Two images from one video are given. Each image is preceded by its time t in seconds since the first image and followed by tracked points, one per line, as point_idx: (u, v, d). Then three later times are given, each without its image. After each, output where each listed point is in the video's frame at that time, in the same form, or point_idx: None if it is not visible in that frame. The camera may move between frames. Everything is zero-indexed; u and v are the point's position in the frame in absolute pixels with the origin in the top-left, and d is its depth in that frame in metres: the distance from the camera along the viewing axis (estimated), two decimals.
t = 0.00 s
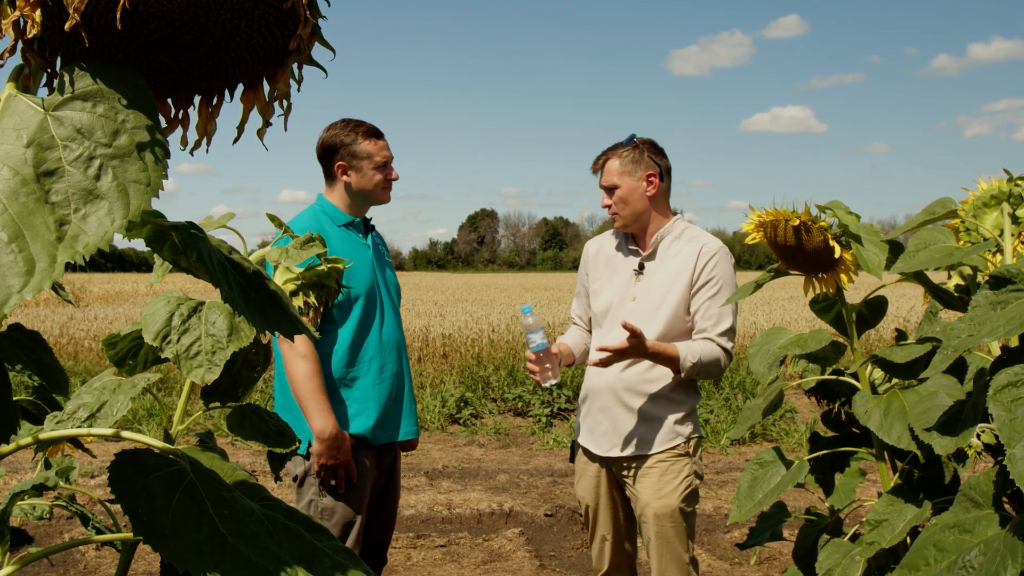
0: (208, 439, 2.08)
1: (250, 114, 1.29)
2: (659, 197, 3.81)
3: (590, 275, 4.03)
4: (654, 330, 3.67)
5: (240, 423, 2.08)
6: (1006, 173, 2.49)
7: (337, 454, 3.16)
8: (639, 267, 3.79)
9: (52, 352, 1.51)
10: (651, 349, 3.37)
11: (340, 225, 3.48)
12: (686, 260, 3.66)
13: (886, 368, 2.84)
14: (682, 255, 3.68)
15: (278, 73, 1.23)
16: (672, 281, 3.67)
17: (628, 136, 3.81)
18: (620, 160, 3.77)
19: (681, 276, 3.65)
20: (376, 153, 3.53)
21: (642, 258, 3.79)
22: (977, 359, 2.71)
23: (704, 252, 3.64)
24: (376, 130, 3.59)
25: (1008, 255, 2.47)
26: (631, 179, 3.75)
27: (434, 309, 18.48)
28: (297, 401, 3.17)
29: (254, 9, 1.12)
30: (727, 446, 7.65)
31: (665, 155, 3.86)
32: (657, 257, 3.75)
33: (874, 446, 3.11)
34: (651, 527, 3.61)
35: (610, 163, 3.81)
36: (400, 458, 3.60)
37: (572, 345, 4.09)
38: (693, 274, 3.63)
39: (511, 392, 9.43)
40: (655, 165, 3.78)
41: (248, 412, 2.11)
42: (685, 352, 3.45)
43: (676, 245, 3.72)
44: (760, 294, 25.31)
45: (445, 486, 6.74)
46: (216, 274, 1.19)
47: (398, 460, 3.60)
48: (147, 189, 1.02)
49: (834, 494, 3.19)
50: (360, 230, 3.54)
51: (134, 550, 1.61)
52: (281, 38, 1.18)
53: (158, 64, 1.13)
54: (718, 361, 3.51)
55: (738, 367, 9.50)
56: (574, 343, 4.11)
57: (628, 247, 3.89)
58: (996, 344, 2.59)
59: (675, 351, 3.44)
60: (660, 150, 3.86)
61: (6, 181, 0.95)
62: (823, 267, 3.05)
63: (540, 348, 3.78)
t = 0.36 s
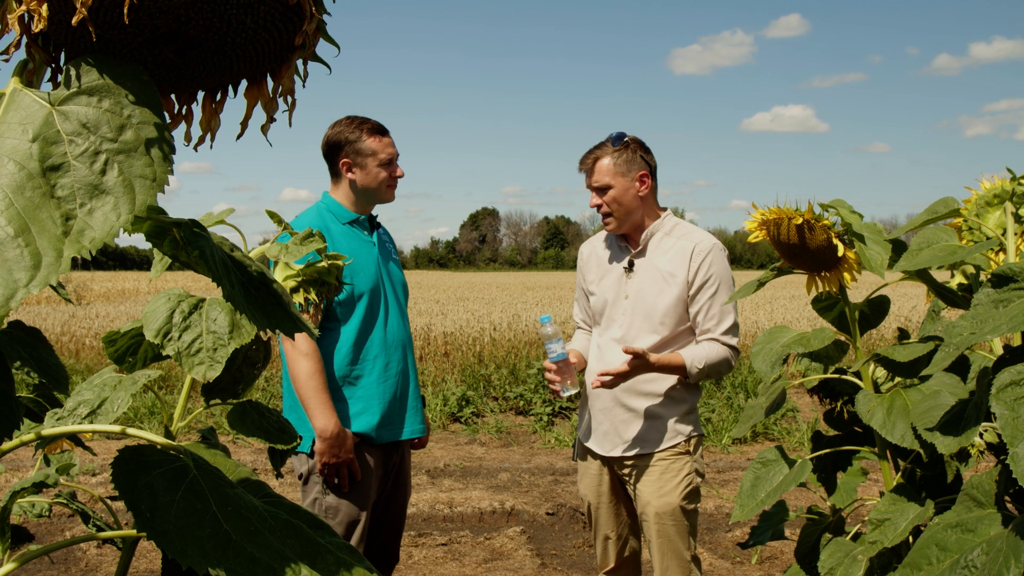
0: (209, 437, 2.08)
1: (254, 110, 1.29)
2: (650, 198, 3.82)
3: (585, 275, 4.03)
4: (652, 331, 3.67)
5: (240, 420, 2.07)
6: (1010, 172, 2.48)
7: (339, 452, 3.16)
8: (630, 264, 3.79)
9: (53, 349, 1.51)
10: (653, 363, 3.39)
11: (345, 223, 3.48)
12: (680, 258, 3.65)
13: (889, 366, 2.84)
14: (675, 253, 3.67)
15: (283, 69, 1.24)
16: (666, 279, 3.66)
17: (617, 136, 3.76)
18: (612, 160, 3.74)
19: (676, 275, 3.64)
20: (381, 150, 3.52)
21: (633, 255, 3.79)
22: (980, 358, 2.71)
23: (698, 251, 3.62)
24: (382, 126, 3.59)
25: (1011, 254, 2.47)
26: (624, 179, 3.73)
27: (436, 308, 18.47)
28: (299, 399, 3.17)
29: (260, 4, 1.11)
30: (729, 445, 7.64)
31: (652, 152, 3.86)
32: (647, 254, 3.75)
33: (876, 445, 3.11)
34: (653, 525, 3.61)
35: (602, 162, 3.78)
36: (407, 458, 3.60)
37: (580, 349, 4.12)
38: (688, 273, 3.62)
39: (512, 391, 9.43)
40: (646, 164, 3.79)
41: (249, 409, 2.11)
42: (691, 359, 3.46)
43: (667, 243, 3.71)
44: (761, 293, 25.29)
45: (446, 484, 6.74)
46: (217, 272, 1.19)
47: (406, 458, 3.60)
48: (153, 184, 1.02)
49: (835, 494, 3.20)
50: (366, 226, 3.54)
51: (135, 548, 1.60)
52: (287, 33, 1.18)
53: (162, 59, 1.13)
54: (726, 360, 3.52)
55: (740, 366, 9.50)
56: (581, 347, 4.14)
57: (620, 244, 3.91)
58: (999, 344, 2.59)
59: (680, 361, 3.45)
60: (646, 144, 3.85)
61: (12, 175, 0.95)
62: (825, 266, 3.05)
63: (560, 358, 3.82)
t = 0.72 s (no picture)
0: (211, 435, 2.08)
1: (259, 109, 1.29)
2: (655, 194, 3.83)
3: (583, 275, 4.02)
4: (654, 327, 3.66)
5: (239, 418, 2.07)
6: (1014, 171, 2.48)
7: (338, 452, 3.15)
8: (631, 262, 3.80)
9: (55, 348, 1.51)
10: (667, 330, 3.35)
11: (349, 223, 3.48)
12: (681, 254, 3.65)
13: (891, 364, 2.83)
14: (675, 249, 3.68)
15: (288, 68, 1.25)
16: (668, 276, 3.67)
17: (632, 131, 3.68)
18: (634, 156, 3.68)
19: (677, 271, 3.65)
20: (386, 149, 3.53)
21: (634, 253, 3.80)
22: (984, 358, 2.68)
23: (698, 246, 3.63)
24: (387, 125, 3.59)
25: (1015, 252, 2.46)
26: (643, 175, 3.70)
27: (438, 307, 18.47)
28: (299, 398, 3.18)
29: (265, 3, 1.11)
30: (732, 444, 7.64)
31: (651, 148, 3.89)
32: (648, 251, 3.76)
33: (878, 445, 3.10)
34: (662, 524, 3.60)
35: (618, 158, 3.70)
36: (415, 459, 3.60)
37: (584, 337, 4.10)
38: (689, 268, 3.63)
39: (514, 391, 9.43)
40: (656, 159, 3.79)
41: (249, 407, 2.12)
42: (698, 338, 3.45)
43: (666, 239, 3.72)
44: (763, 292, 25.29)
45: (448, 483, 6.74)
46: (221, 270, 1.19)
47: (417, 457, 3.60)
48: (158, 186, 1.02)
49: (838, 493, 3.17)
50: (370, 226, 3.52)
51: (138, 547, 1.61)
52: (293, 31, 1.17)
53: (167, 58, 1.13)
54: (725, 349, 3.51)
55: (742, 365, 9.51)
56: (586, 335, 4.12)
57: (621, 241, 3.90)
58: (1001, 343, 2.60)
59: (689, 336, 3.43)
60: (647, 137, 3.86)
61: (17, 176, 0.95)
62: (827, 265, 3.05)
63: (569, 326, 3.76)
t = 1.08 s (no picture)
0: (209, 436, 2.08)
1: (253, 108, 1.28)
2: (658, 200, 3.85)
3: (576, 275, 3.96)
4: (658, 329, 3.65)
5: (241, 419, 2.07)
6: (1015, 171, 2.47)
7: (343, 454, 3.15)
8: (631, 263, 3.77)
9: (55, 348, 1.50)
10: (676, 327, 3.36)
11: (351, 223, 3.47)
12: (685, 255, 3.65)
13: (892, 366, 2.83)
14: (679, 251, 3.68)
15: (282, 67, 1.24)
16: (671, 277, 3.66)
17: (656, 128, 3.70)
18: (661, 154, 3.71)
19: (681, 272, 3.64)
20: (382, 148, 3.52)
21: (634, 253, 3.77)
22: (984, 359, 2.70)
23: (702, 247, 3.64)
24: (383, 123, 3.59)
25: (1016, 253, 2.46)
26: (664, 175, 3.73)
27: (439, 308, 18.47)
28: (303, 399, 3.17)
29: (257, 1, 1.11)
30: (732, 445, 7.63)
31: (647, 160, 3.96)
32: (650, 253, 3.75)
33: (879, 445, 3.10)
34: (664, 525, 3.59)
35: (648, 153, 3.68)
36: (416, 459, 3.59)
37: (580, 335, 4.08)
38: (693, 269, 3.63)
39: (515, 391, 9.42)
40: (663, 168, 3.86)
41: (252, 409, 2.12)
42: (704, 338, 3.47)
43: (670, 241, 3.72)
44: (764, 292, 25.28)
45: (449, 484, 6.74)
46: (216, 269, 1.18)
47: (417, 457, 3.60)
48: (149, 186, 1.01)
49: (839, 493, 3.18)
50: (372, 225, 3.51)
51: (137, 548, 1.60)
52: (285, 30, 1.18)
53: (159, 57, 1.12)
54: (728, 349, 3.54)
55: (743, 366, 9.50)
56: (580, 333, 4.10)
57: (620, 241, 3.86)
58: (1002, 343, 2.60)
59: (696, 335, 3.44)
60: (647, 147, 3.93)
61: (8, 176, 0.95)
62: (829, 266, 3.04)
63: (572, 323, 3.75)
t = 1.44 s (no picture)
0: (210, 437, 2.09)
1: (252, 111, 1.29)
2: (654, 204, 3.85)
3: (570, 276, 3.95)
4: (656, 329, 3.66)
5: (242, 422, 2.08)
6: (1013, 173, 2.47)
7: (350, 450, 3.15)
8: (627, 265, 3.77)
9: (55, 350, 1.50)
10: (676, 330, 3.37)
11: (348, 221, 3.47)
12: (683, 257, 3.67)
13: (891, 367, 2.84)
14: (677, 254, 3.69)
15: (280, 70, 1.24)
16: (668, 280, 3.67)
17: (655, 133, 3.70)
18: (660, 158, 3.71)
19: (678, 275, 3.66)
20: (375, 144, 3.52)
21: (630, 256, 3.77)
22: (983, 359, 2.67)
23: (699, 252, 3.66)
24: (375, 119, 3.59)
25: (1014, 255, 2.46)
26: (662, 178, 3.73)
27: (439, 309, 18.47)
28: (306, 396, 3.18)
29: (255, 5, 1.11)
30: (732, 446, 7.64)
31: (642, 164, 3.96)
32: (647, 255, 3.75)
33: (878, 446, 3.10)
34: (661, 526, 3.59)
35: (647, 159, 3.69)
36: (411, 460, 3.60)
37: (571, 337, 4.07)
38: (691, 273, 3.65)
39: (515, 392, 9.43)
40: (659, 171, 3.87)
41: (252, 411, 2.12)
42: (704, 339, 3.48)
43: (668, 244, 3.73)
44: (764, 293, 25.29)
45: (449, 486, 6.74)
46: (213, 272, 1.19)
47: (412, 459, 3.61)
48: (148, 191, 1.02)
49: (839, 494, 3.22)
50: (369, 222, 3.52)
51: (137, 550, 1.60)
52: (283, 33, 1.18)
53: (158, 61, 1.13)
54: (725, 353, 3.55)
55: (743, 367, 9.50)
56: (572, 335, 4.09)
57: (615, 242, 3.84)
58: (1000, 344, 2.61)
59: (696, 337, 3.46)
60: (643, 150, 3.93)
61: (8, 180, 0.95)
62: (828, 267, 3.04)
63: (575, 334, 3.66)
